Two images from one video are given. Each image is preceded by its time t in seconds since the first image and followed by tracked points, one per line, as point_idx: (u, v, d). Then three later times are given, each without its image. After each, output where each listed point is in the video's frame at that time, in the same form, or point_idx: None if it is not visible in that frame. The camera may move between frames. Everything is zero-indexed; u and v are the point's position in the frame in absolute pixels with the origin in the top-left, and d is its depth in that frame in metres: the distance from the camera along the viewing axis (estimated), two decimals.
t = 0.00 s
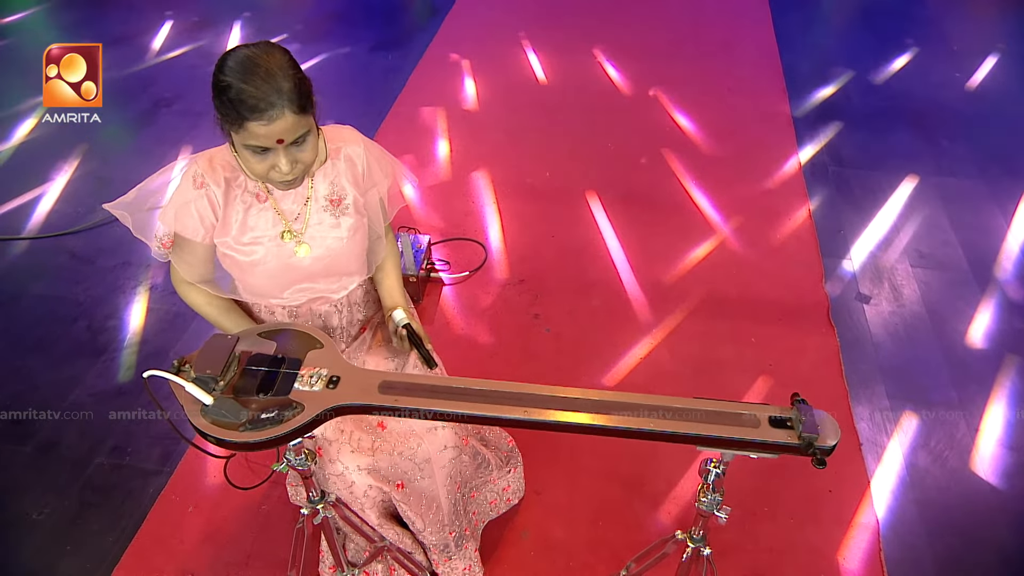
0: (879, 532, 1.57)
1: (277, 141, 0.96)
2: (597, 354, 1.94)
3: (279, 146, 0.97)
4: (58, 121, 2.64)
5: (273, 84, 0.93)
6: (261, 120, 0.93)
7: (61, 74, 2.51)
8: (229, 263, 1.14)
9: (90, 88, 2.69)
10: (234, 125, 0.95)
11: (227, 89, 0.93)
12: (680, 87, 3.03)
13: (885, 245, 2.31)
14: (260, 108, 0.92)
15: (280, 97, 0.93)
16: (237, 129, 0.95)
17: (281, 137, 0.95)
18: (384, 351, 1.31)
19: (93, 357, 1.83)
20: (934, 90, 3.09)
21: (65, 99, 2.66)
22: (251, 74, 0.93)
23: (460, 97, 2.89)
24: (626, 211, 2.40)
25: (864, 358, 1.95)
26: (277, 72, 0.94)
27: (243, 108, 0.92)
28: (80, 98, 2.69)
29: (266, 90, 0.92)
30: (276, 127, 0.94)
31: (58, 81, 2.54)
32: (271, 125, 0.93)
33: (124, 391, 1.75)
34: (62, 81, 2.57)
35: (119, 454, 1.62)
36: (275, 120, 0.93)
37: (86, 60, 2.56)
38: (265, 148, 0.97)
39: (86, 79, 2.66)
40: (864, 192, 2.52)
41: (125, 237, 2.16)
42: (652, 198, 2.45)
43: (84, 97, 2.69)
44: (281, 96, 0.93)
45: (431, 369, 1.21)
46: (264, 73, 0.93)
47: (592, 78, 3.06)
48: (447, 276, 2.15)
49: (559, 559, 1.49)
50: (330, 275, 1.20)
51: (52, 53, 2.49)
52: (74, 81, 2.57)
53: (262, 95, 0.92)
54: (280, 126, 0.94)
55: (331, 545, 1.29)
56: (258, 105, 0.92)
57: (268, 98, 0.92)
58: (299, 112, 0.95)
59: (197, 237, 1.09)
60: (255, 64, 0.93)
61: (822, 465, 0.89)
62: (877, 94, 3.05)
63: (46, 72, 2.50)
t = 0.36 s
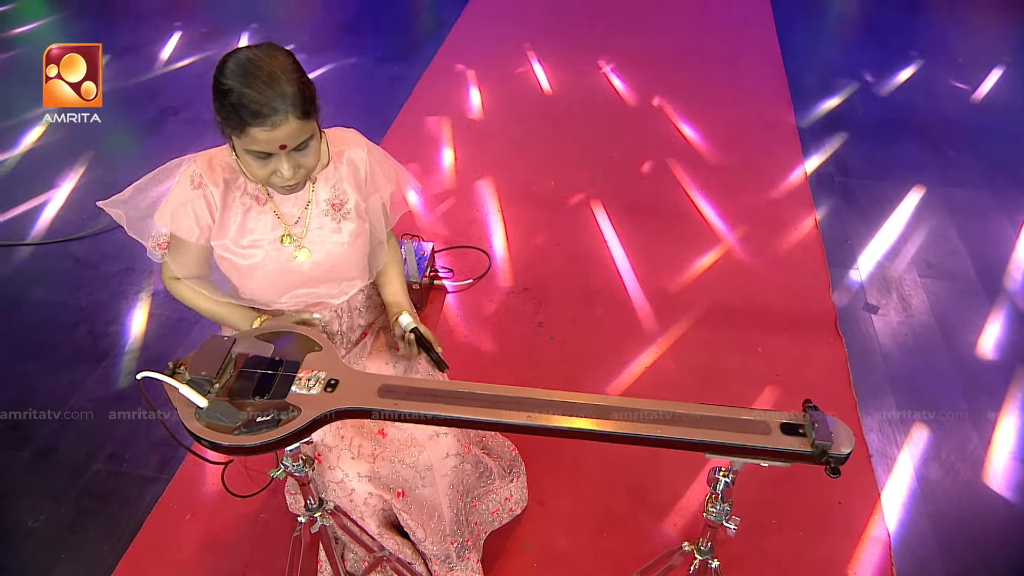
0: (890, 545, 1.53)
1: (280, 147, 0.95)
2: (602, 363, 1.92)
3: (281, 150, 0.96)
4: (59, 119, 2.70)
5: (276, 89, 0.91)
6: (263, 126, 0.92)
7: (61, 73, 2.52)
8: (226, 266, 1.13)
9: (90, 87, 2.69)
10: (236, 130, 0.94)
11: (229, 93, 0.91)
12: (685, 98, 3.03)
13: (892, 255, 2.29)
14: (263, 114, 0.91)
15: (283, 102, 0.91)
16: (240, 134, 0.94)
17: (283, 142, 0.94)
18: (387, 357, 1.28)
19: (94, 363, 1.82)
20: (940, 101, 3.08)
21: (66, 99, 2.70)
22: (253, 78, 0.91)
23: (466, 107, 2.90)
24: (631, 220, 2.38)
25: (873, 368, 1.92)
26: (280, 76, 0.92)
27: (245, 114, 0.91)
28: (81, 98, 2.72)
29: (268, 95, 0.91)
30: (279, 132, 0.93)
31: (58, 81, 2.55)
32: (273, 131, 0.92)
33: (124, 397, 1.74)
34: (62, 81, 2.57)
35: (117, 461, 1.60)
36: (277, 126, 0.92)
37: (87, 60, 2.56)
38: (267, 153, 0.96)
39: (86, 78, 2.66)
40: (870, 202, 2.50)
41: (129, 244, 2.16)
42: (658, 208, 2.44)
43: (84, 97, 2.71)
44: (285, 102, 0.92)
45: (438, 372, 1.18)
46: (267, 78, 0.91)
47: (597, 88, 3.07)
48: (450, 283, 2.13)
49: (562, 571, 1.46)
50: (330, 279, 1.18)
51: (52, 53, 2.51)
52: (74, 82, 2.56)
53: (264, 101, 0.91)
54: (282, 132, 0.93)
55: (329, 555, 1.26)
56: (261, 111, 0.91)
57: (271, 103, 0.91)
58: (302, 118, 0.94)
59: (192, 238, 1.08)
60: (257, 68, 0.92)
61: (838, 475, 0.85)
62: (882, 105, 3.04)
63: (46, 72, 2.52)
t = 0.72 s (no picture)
0: (902, 558, 1.50)
1: (284, 146, 0.94)
2: (607, 371, 1.89)
3: (285, 150, 0.95)
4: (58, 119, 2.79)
5: (280, 87, 0.91)
6: (267, 124, 0.91)
7: (61, 73, 2.72)
8: (226, 266, 1.12)
9: (89, 88, 2.87)
10: (239, 129, 0.93)
11: (232, 91, 0.91)
12: (690, 107, 3.03)
13: (899, 264, 2.26)
14: (266, 112, 0.90)
15: (288, 101, 0.91)
16: (243, 133, 0.93)
17: (287, 141, 0.93)
18: (389, 361, 1.27)
19: (95, 368, 1.81)
20: (944, 112, 3.08)
21: (65, 98, 2.87)
22: (257, 77, 0.91)
23: (470, 116, 2.91)
24: (636, 228, 2.37)
25: (881, 378, 1.90)
26: (284, 74, 0.92)
27: (248, 112, 0.90)
28: (80, 98, 2.88)
29: (272, 94, 0.90)
30: (283, 131, 0.92)
31: (58, 81, 2.76)
32: (277, 129, 0.91)
33: (124, 403, 1.73)
34: (62, 81, 2.77)
35: (115, 466, 1.59)
36: (282, 125, 0.91)
37: (85, 61, 2.77)
38: (271, 152, 0.95)
39: (86, 78, 2.85)
40: (876, 211, 2.49)
41: (134, 250, 2.16)
42: (662, 216, 2.43)
43: (84, 96, 2.87)
44: (289, 100, 0.91)
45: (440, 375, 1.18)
46: (271, 76, 0.91)
47: (601, 98, 3.07)
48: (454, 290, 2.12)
49: None
50: (332, 281, 1.17)
51: (52, 53, 2.68)
52: (74, 81, 2.76)
53: (268, 99, 0.90)
54: (286, 131, 0.92)
55: (329, 563, 1.24)
56: (265, 109, 0.90)
57: (276, 102, 0.90)
58: (307, 116, 0.93)
59: (193, 238, 1.07)
60: (261, 66, 0.91)
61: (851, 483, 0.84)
62: (887, 116, 3.04)
63: (47, 71, 2.72)
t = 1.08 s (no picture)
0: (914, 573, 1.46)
1: (284, 142, 0.93)
2: (611, 380, 1.87)
3: (285, 146, 0.95)
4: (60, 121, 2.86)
5: (281, 83, 0.90)
6: (267, 120, 0.91)
7: (60, 73, 2.89)
8: (224, 264, 1.12)
9: (90, 88, 2.99)
10: (239, 125, 0.92)
11: (232, 87, 0.90)
12: (695, 119, 3.03)
13: (906, 275, 2.24)
14: (267, 108, 0.90)
15: (288, 97, 0.90)
16: (243, 130, 0.92)
17: (288, 138, 0.93)
18: (392, 366, 1.26)
19: (98, 374, 1.80)
20: (949, 124, 3.07)
21: (65, 99, 2.96)
22: (257, 72, 0.90)
23: (476, 126, 2.91)
24: (641, 238, 2.36)
25: (891, 389, 1.87)
26: (284, 70, 0.91)
27: (248, 108, 0.90)
28: (81, 98, 2.98)
29: (272, 89, 0.90)
30: (284, 127, 0.91)
31: (58, 81, 2.95)
32: (278, 126, 0.91)
33: (126, 409, 1.71)
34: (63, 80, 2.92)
35: (115, 473, 1.57)
36: (282, 121, 0.91)
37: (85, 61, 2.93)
38: (271, 148, 0.94)
39: (85, 78, 2.97)
40: (882, 222, 2.47)
41: (139, 257, 2.16)
42: (668, 226, 2.42)
43: (84, 97, 2.97)
44: (290, 96, 0.91)
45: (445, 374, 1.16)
46: (272, 71, 0.90)
47: (607, 110, 3.08)
48: (458, 298, 2.11)
49: None
50: (332, 280, 1.18)
51: (52, 53, 2.86)
52: (73, 81, 2.92)
53: (269, 94, 0.90)
54: (287, 127, 0.92)
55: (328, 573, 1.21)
56: (265, 105, 0.90)
57: (276, 98, 0.90)
58: (307, 113, 0.93)
59: (189, 235, 1.07)
60: (262, 62, 0.91)
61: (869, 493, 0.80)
62: (892, 128, 3.03)
63: (47, 71, 2.90)
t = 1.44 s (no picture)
0: None
1: (285, 142, 0.93)
2: (615, 391, 1.85)
3: (286, 147, 0.95)
4: (59, 119, 2.97)
5: (282, 83, 0.90)
6: (268, 120, 0.91)
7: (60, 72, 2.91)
8: (223, 267, 1.11)
9: (89, 88, 3.09)
10: (240, 125, 0.92)
11: (233, 86, 0.90)
12: (699, 133, 3.04)
13: (912, 288, 2.22)
14: (267, 107, 0.90)
15: (290, 96, 0.90)
16: (244, 130, 0.92)
17: (289, 138, 0.93)
18: (392, 374, 1.24)
19: (98, 384, 1.79)
20: (952, 139, 3.07)
21: (66, 100, 3.03)
22: (257, 71, 0.90)
23: (480, 140, 2.92)
24: (645, 251, 2.35)
25: (899, 403, 1.84)
26: (285, 69, 0.91)
27: (248, 107, 0.90)
28: (81, 98, 3.07)
29: (273, 89, 0.90)
30: (284, 128, 0.91)
31: (57, 81, 3.01)
32: (278, 126, 0.91)
33: (126, 420, 1.70)
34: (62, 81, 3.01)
35: (113, 484, 1.55)
36: (283, 121, 0.91)
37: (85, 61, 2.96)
38: (271, 149, 0.94)
39: (85, 78, 3.04)
40: (886, 235, 2.46)
41: (142, 268, 2.16)
42: (671, 238, 2.41)
43: (84, 97, 3.06)
44: (291, 96, 0.91)
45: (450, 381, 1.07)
46: (272, 71, 0.90)
47: (610, 124, 3.09)
48: (461, 310, 2.10)
49: None
50: (332, 284, 1.17)
51: (52, 53, 2.91)
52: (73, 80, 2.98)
53: (270, 94, 0.90)
54: (287, 127, 0.91)
55: None
56: (266, 105, 0.90)
57: (277, 98, 0.90)
58: (308, 113, 0.92)
59: (188, 238, 1.06)
60: (263, 62, 0.91)
61: (884, 504, 0.79)
62: (895, 143, 3.03)
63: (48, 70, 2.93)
